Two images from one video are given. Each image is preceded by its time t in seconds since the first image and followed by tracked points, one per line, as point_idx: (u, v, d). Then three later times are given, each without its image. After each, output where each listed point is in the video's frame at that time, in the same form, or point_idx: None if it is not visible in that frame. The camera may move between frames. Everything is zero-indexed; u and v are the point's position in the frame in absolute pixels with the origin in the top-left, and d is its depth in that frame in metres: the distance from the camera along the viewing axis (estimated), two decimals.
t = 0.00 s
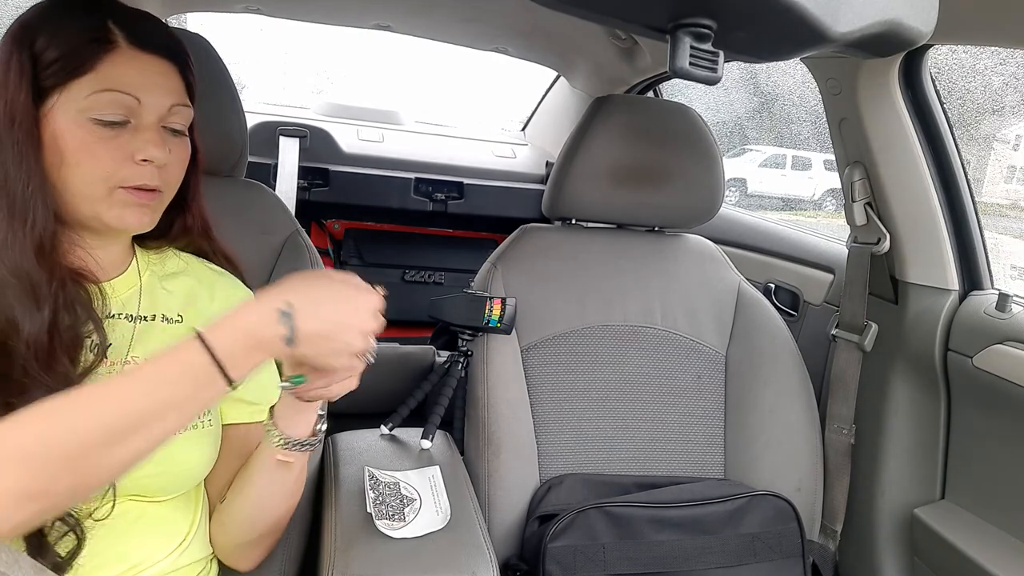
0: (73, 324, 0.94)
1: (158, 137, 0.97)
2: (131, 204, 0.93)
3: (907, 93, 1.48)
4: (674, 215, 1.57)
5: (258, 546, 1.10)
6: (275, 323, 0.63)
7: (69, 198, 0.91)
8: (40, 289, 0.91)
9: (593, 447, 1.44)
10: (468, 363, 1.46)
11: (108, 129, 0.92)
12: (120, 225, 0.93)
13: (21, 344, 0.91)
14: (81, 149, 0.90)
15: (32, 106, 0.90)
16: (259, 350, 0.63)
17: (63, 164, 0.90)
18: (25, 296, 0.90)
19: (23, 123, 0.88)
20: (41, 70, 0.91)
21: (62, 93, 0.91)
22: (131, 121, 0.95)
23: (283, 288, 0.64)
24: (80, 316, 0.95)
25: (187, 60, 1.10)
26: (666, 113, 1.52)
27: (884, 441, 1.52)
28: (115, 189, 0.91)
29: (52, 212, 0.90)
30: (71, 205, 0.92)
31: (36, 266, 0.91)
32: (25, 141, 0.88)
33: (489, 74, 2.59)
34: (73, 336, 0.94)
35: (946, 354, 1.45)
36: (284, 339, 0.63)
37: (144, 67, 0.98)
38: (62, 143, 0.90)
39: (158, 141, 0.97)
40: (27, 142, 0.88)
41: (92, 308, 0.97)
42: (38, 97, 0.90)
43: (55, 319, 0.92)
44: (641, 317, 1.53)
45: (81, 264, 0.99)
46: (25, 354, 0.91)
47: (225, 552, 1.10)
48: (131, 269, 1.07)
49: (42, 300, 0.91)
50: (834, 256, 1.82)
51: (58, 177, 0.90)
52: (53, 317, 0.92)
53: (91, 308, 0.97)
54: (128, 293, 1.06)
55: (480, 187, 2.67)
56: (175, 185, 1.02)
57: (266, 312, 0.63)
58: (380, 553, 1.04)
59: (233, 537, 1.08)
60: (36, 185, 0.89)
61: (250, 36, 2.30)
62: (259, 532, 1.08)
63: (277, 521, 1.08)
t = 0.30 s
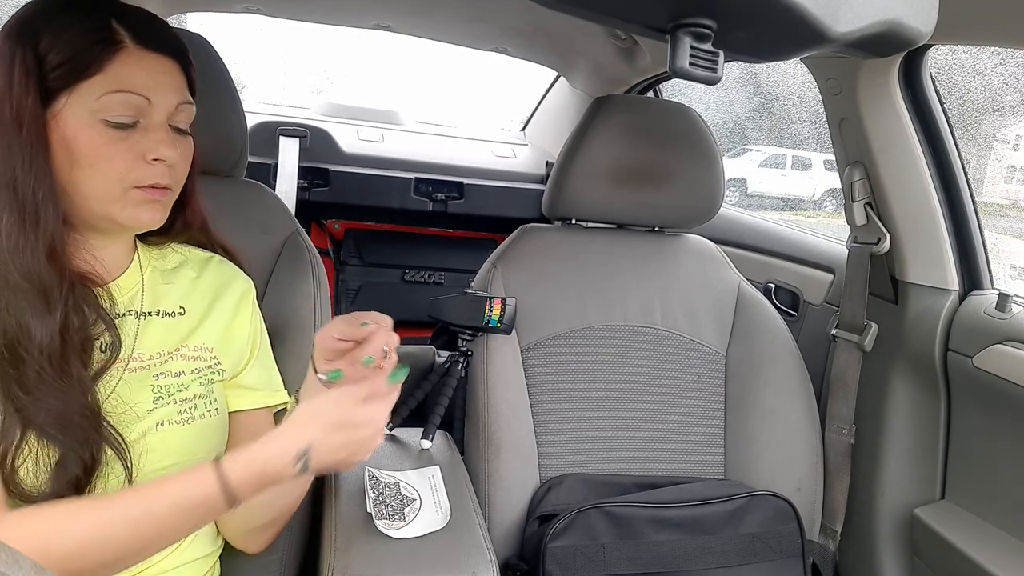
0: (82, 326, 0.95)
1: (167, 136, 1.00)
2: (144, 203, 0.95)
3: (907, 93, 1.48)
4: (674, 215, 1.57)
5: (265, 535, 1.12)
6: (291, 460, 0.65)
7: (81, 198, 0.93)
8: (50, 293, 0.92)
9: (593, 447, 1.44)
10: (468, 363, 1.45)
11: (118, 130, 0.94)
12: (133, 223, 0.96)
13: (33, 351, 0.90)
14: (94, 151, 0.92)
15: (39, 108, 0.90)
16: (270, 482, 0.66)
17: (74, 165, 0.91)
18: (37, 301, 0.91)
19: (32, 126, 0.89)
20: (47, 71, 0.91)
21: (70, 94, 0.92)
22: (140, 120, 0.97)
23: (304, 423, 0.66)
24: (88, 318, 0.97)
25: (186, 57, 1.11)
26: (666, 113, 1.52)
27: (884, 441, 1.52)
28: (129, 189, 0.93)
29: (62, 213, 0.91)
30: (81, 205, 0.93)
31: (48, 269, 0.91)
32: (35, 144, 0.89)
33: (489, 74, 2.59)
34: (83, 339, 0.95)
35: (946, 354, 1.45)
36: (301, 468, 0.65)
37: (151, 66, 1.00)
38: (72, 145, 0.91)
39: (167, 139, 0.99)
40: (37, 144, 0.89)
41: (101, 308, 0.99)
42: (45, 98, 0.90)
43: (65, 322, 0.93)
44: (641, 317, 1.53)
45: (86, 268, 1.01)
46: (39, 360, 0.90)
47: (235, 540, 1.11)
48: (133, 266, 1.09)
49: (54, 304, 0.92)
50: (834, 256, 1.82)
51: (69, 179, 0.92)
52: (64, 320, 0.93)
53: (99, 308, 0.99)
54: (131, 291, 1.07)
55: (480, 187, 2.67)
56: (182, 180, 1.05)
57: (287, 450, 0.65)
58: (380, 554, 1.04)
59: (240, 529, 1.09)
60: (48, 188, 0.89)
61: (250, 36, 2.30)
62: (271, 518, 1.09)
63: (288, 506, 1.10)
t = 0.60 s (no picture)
0: (81, 327, 0.97)
1: (168, 137, 1.00)
2: (143, 205, 0.96)
3: (907, 93, 1.48)
4: (674, 215, 1.57)
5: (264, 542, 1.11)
6: (195, 498, 0.79)
7: (82, 200, 0.94)
8: (49, 293, 0.94)
9: (593, 447, 1.44)
10: (469, 363, 1.43)
11: (118, 132, 0.95)
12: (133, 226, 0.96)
13: (29, 349, 0.93)
14: (94, 153, 0.93)
15: (42, 110, 0.92)
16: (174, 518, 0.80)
17: (75, 166, 0.93)
18: (35, 300, 0.93)
19: (33, 129, 0.91)
20: (50, 74, 0.94)
21: (72, 96, 0.94)
22: (140, 122, 0.98)
23: (207, 468, 0.80)
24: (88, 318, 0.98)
25: (192, 58, 1.12)
26: (666, 113, 1.52)
27: (883, 441, 1.52)
28: (128, 191, 0.94)
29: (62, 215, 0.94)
30: (82, 207, 0.95)
31: (46, 269, 0.94)
32: (37, 146, 0.91)
33: (489, 74, 2.59)
34: (82, 339, 0.97)
35: (946, 354, 1.45)
36: (207, 508, 0.80)
37: (152, 67, 1.01)
38: (73, 146, 0.93)
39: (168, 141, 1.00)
40: (38, 146, 0.91)
41: (102, 308, 1.00)
42: (47, 100, 0.93)
43: (63, 322, 0.95)
44: (641, 317, 1.53)
45: (88, 268, 1.02)
46: (33, 359, 0.92)
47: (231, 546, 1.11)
48: (139, 267, 1.10)
49: (52, 304, 0.94)
50: (834, 256, 1.82)
51: (70, 180, 0.94)
52: (62, 319, 0.95)
53: (100, 308, 1.00)
54: (136, 292, 1.08)
55: (480, 187, 2.67)
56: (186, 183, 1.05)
57: (190, 486, 0.79)
58: (380, 554, 1.04)
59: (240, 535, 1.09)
60: (47, 190, 0.92)
61: (250, 36, 2.29)
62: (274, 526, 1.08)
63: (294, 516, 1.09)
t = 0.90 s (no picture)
0: (84, 327, 0.98)
1: (170, 140, 0.99)
2: (144, 209, 0.96)
3: (907, 93, 1.47)
4: (674, 215, 1.57)
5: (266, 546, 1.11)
6: (152, 499, 0.80)
7: (84, 202, 0.95)
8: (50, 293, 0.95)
9: (593, 447, 1.44)
10: (468, 363, 1.42)
11: (120, 135, 0.94)
12: (134, 229, 0.96)
13: (28, 348, 0.94)
14: (95, 156, 0.93)
15: (46, 112, 0.93)
16: (133, 518, 0.81)
17: (77, 168, 0.94)
18: (35, 300, 0.95)
19: (37, 130, 0.92)
20: (56, 76, 0.95)
21: (76, 98, 0.95)
22: (143, 125, 0.97)
23: (159, 469, 0.81)
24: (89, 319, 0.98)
25: (202, 63, 1.11)
26: (666, 113, 1.52)
27: (883, 441, 1.52)
28: (128, 196, 0.94)
29: (64, 217, 0.95)
30: (84, 209, 0.96)
31: (46, 270, 0.95)
32: (40, 147, 0.92)
33: (489, 74, 2.59)
34: (83, 339, 0.98)
35: (946, 354, 1.45)
36: (166, 509, 0.81)
37: (156, 70, 1.00)
38: (76, 148, 0.93)
39: (171, 144, 0.99)
40: (42, 147, 0.92)
41: (104, 309, 1.00)
42: (53, 102, 0.94)
43: (64, 321, 0.96)
44: (641, 317, 1.53)
45: (94, 270, 1.03)
46: (31, 357, 0.94)
47: (232, 550, 1.11)
48: (146, 268, 1.10)
49: (52, 304, 0.95)
50: (834, 256, 1.82)
51: (73, 181, 0.94)
52: (62, 319, 0.96)
53: (102, 308, 1.00)
54: (142, 294, 1.08)
55: (480, 187, 2.67)
56: (189, 188, 1.04)
57: (147, 488, 0.80)
58: (380, 554, 1.04)
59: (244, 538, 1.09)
60: (49, 192, 0.93)
61: (251, 36, 2.29)
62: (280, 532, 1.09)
63: (302, 523, 1.09)
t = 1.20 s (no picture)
0: (85, 328, 0.98)
1: (176, 147, 0.99)
2: (146, 215, 0.96)
3: (907, 93, 1.47)
4: (674, 215, 1.57)
5: (267, 547, 1.11)
6: (129, 514, 0.80)
7: (88, 205, 0.95)
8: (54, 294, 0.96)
9: (593, 447, 1.44)
10: (468, 363, 1.42)
11: (124, 141, 0.94)
12: (136, 235, 0.96)
13: (29, 348, 0.95)
14: (99, 160, 0.93)
15: (54, 114, 0.94)
16: (110, 533, 0.81)
17: (82, 172, 0.94)
18: (38, 300, 0.95)
19: (43, 132, 0.93)
20: (64, 79, 0.95)
21: (84, 101, 0.95)
22: (147, 131, 0.97)
23: (140, 483, 0.81)
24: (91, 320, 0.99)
25: (215, 70, 1.11)
26: (666, 113, 1.52)
27: (883, 441, 1.52)
28: (129, 202, 0.94)
29: (69, 218, 0.95)
30: (87, 211, 0.96)
31: (50, 271, 0.96)
32: (47, 149, 0.93)
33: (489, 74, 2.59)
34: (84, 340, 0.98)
35: (946, 354, 1.45)
36: (143, 526, 0.81)
37: (163, 77, 1.00)
38: (82, 151, 0.94)
39: (175, 152, 0.98)
40: (48, 149, 0.93)
41: (106, 310, 1.01)
42: (61, 104, 0.95)
43: (67, 322, 0.96)
44: (641, 317, 1.53)
45: (97, 271, 1.03)
46: (31, 357, 0.94)
47: (232, 551, 1.11)
48: (149, 270, 1.10)
49: (54, 306, 0.96)
50: (834, 256, 1.82)
51: (77, 184, 0.95)
52: (65, 320, 0.96)
53: (105, 309, 1.00)
54: (144, 296, 1.08)
55: (480, 187, 2.66)
56: (193, 195, 1.03)
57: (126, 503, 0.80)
58: (380, 554, 1.04)
59: (245, 539, 1.09)
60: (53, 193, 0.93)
61: (250, 36, 2.29)
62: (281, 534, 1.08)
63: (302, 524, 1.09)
